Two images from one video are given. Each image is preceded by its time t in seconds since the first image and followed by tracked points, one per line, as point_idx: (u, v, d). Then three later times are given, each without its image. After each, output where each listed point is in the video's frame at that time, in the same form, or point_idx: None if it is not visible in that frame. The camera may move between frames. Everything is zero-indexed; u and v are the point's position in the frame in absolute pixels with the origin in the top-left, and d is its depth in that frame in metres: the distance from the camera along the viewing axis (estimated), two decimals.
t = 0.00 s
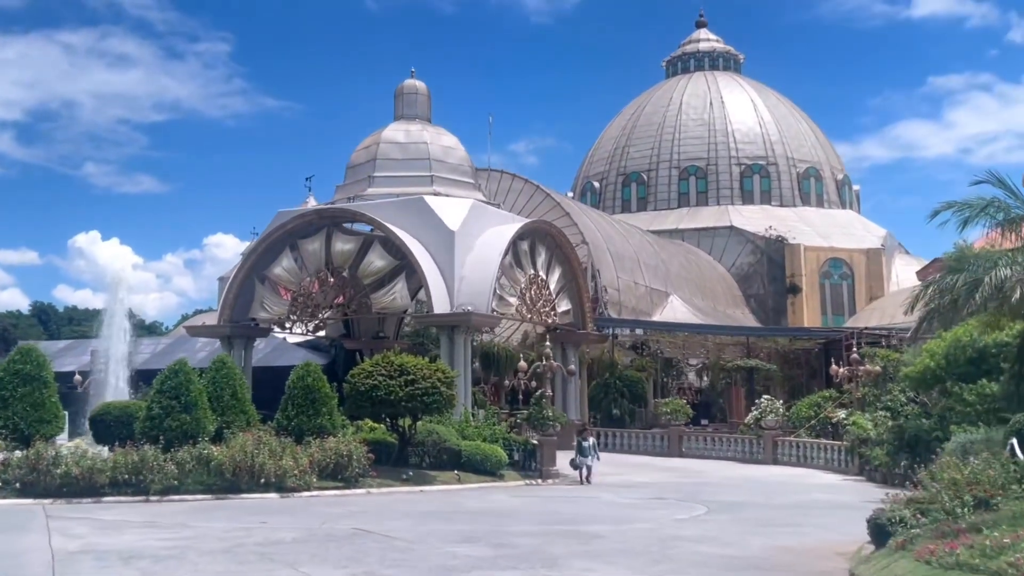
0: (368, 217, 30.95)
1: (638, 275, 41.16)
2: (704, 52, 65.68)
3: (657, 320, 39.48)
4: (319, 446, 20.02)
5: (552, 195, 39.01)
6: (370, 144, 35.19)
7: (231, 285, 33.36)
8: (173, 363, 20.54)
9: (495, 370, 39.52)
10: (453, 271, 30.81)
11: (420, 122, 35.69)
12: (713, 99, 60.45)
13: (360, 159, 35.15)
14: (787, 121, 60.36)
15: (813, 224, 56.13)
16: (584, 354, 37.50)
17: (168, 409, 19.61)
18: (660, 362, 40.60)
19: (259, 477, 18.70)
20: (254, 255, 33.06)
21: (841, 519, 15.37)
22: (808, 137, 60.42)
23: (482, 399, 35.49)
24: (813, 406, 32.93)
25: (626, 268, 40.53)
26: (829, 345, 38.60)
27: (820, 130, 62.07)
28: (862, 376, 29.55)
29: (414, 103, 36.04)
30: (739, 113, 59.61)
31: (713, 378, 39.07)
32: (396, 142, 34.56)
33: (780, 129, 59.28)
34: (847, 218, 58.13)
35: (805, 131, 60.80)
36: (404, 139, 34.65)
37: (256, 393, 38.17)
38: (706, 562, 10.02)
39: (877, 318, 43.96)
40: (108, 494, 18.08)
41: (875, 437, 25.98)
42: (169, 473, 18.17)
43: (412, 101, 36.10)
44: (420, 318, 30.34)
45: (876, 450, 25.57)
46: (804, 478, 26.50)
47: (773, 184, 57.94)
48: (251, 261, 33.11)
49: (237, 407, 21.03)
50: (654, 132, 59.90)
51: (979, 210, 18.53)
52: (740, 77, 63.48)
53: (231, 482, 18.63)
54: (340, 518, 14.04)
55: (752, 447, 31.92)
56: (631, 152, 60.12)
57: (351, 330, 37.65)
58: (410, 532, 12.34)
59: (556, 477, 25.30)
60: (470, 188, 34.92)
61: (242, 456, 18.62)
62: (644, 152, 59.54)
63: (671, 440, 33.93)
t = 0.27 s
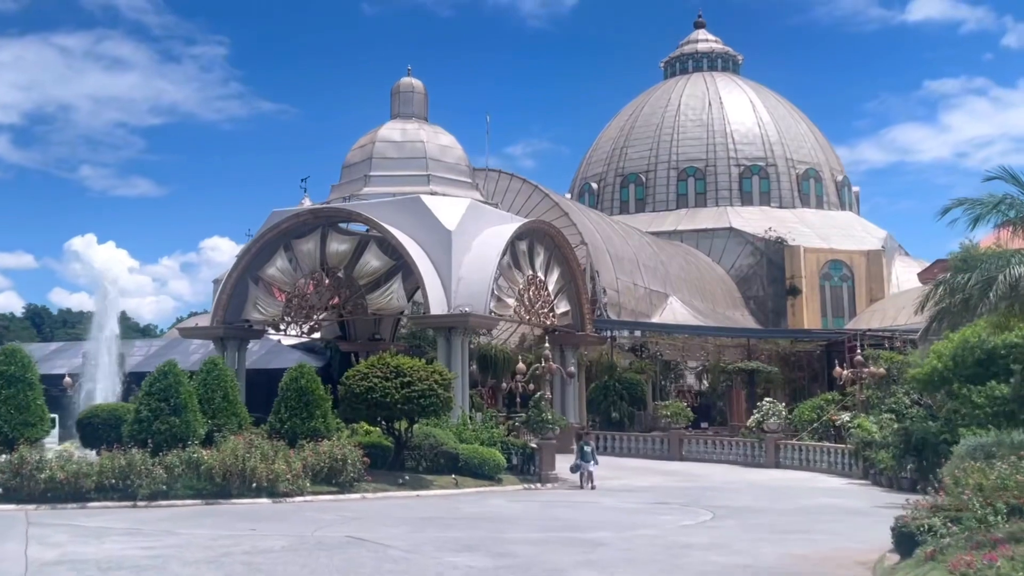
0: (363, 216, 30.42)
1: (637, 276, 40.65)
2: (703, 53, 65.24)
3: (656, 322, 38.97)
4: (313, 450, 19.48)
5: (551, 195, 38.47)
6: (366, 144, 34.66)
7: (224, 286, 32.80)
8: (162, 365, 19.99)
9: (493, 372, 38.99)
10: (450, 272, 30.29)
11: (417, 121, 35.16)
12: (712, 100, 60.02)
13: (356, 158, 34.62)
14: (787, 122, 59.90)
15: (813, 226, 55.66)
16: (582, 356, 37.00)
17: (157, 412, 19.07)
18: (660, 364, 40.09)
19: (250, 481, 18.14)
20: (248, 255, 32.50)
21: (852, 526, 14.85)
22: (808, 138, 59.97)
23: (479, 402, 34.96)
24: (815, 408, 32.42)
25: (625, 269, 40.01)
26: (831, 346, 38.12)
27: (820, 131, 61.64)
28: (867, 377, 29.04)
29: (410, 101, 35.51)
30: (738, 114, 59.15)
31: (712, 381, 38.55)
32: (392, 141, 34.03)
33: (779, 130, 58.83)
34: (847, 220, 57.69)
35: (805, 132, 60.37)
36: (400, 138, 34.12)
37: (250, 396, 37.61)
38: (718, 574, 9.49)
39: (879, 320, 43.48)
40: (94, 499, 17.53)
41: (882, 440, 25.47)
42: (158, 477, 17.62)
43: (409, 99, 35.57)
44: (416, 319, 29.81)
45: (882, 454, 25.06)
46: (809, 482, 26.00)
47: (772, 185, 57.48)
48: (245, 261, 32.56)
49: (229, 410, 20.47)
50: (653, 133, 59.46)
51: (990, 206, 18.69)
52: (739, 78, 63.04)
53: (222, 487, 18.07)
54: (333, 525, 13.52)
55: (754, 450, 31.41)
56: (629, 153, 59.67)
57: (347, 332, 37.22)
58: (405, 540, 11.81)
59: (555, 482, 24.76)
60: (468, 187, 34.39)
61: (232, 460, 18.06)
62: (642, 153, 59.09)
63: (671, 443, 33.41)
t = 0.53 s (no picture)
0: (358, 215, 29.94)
1: (635, 276, 40.21)
2: (700, 53, 64.86)
3: (655, 323, 38.56)
4: (306, 452, 19.01)
5: (548, 194, 38.02)
6: (361, 142, 34.18)
7: (217, 286, 32.31)
8: (151, 365, 19.50)
9: (489, 374, 38.53)
10: (446, 272, 29.84)
11: (413, 119, 34.69)
12: (710, 100, 59.64)
13: (351, 157, 34.15)
14: (785, 122, 59.52)
15: (812, 226, 55.28)
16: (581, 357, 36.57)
17: (145, 414, 18.58)
18: (658, 365, 39.64)
19: (241, 485, 17.66)
20: (242, 254, 32.00)
21: (862, 531, 14.42)
22: (806, 138, 59.61)
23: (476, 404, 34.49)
24: (817, 409, 32.00)
25: (624, 269, 39.57)
26: (832, 347, 37.72)
27: (818, 131, 61.29)
28: (869, 378, 28.62)
29: (406, 99, 35.04)
30: (737, 114, 58.76)
31: (711, 382, 38.13)
32: (388, 139, 33.55)
33: (778, 130, 58.46)
34: (846, 220, 57.35)
35: (803, 132, 60.00)
36: (396, 136, 33.64)
37: (243, 398, 37.13)
38: None
39: (880, 320, 43.07)
40: (80, 504, 17.05)
41: (886, 442, 25.07)
42: (146, 481, 17.12)
43: (404, 97, 35.09)
44: (412, 319, 29.34)
45: (887, 456, 24.66)
46: (811, 485, 25.57)
47: (770, 186, 57.09)
48: (239, 261, 32.05)
49: (220, 412, 19.97)
50: (650, 132, 59.06)
51: (1001, 203, 18.69)
52: (737, 77, 62.66)
53: (212, 491, 17.58)
54: (325, 531, 13.04)
55: (755, 452, 30.97)
56: (626, 153, 59.27)
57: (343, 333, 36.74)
58: (401, 547, 11.33)
59: (554, 485, 24.30)
60: (464, 186, 33.92)
61: (223, 463, 17.57)
62: (640, 153, 58.69)
63: (671, 445, 32.96)
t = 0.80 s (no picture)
0: (351, 213, 29.43)
1: (632, 275, 39.76)
2: (696, 52, 64.49)
3: (653, 323, 38.12)
4: (297, 455, 18.52)
5: (544, 193, 37.56)
6: (355, 139, 33.68)
7: (208, 285, 31.78)
8: (138, 365, 18.98)
9: (484, 375, 38.07)
10: (441, 271, 29.36)
11: (407, 116, 34.20)
12: (706, 99, 59.25)
13: (344, 154, 33.65)
14: (782, 121, 59.13)
15: (810, 226, 54.90)
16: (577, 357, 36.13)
17: (131, 415, 18.07)
18: (655, 366, 39.21)
19: (230, 488, 17.15)
20: (233, 253, 31.46)
21: (871, 535, 13.97)
22: (803, 137, 59.24)
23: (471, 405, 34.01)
24: (817, 410, 31.57)
25: (621, 269, 39.13)
26: (831, 348, 37.27)
27: (815, 130, 60.91)
28: (870, 378, 28.22)
29: (400, 96, 34.56)
30: (733, 113, 58.38)
31: (709, 382, 37.66)
32: (382, 136, 33.06)
33: (775, 129, 58.07)
34: (844, 220, 56.99)
35: (801, 132, 59.61)
36: (389, 133, 33.14)
37: (235, 399, 36.64)
38: None
39: (880, 320, 42.61)
40: (63, 508, 16.53)
41: (889, 443, 24.64)
42: (132, 485, 16.62)
43: (398, 94, 34.60)
44: (406, 319, 28.85)
45: (890, 458, 24.24)
46: (812, 488, 25.14)
47: (768, 185, 56.69)
48: (230, 260, 31.54)
49: (208, 414, 19.48)
50: (647, 132, 58.66)
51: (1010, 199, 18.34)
52: (734, 76, 62.27)
53: (200, 494, 17.07)
54: (315, 537, 12.55)
55: (755, 454, 30.53)
56: (623, 152, 58.86)
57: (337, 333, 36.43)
58: (394, 554, 10.85)
59: (551, 488, 23.84)
60: (459, 184, 33.43)
61: (211, 466, 17.06)
62: (636, 152, 58.28)
63: (669, 447, 32.50)
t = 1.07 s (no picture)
0: (342, 209, 28.87)
1: (627, 274, 39.27)
2: (691, 49, 64.02)
3: (648, 322, 37.63)
4: (284, 457, 17.98)
5: (538, 190, 37.04)
6: (345, 135, 33.10)
7: (195, 283, 31.17)
8: (121, 363, 18.38)
9: (477, 375, 37.55)
10: (433, 268, 28.83)
11: (398, 112, 33.63)
12: (701, 96, 58.77)
13: (335, 150, 33.06)
14: (777, 119, 58.71)
15: (805, 225, 54.50)
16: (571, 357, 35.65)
17: (113, 416, 17.48)
18: (651, 365, 38.74)
19: (214, 491, 16.57)
20: (221, 250, 30.87)
21: (880, 540, 13.46)
22: (798, 135, 58.82)
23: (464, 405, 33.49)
24: (815, 410, 31.12)
25: (615, 267, 38.63)
26: (829, 347, 36.77)
27: (810, 128, 60.49)
28: (870, 377, 27.77)
29: (391, 91, 33.97)
30: (728, 111, 57.93)
31: (705, 382, 37.15)
32: (373, 132, 32.47)
33: (770, 126, 57.64)
34: (839, 218, 56.59)
35: (796, 130, 59.18)
36: (381, 129, 32.57)
37: (224, 399, 36.08)
38: None
39: (877, 319, 42.15)
40: (41, 512, 15.93)
41: (891, 444, 24.16)
42: (113, 488, 16.04)
43: (390, 89, 34.03)
44: (397, 318, 28.30)
45: (891, 458, 23.77)
46: (812, 489, 24.67)
47: (763, 183, 56.26)
48: (218, 257, 30.95)
49: (193, 414, 18.90)
50: (641, 130, 58.17)
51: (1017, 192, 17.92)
52: (728, 74, 61.82)
53: (183, 497, 16.50)
54: (303, 543, 11.99)
55: (752, 455, 30.05)
56: (617, 150, 58.38)
57: (327, 332, 35.92)
58: (384, 561, 10.30)
59: (545, 489, 23.34)
60: (451, 180, 32.88)
61: (195, 469, 16.49)
62: (630, 150, 57.79)
63: (664, 447, 32.01)
